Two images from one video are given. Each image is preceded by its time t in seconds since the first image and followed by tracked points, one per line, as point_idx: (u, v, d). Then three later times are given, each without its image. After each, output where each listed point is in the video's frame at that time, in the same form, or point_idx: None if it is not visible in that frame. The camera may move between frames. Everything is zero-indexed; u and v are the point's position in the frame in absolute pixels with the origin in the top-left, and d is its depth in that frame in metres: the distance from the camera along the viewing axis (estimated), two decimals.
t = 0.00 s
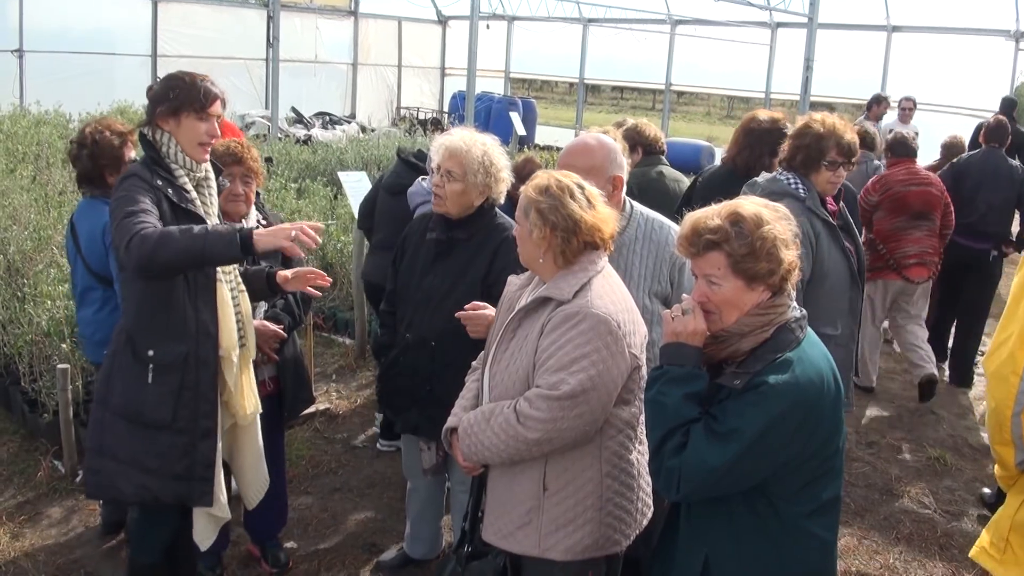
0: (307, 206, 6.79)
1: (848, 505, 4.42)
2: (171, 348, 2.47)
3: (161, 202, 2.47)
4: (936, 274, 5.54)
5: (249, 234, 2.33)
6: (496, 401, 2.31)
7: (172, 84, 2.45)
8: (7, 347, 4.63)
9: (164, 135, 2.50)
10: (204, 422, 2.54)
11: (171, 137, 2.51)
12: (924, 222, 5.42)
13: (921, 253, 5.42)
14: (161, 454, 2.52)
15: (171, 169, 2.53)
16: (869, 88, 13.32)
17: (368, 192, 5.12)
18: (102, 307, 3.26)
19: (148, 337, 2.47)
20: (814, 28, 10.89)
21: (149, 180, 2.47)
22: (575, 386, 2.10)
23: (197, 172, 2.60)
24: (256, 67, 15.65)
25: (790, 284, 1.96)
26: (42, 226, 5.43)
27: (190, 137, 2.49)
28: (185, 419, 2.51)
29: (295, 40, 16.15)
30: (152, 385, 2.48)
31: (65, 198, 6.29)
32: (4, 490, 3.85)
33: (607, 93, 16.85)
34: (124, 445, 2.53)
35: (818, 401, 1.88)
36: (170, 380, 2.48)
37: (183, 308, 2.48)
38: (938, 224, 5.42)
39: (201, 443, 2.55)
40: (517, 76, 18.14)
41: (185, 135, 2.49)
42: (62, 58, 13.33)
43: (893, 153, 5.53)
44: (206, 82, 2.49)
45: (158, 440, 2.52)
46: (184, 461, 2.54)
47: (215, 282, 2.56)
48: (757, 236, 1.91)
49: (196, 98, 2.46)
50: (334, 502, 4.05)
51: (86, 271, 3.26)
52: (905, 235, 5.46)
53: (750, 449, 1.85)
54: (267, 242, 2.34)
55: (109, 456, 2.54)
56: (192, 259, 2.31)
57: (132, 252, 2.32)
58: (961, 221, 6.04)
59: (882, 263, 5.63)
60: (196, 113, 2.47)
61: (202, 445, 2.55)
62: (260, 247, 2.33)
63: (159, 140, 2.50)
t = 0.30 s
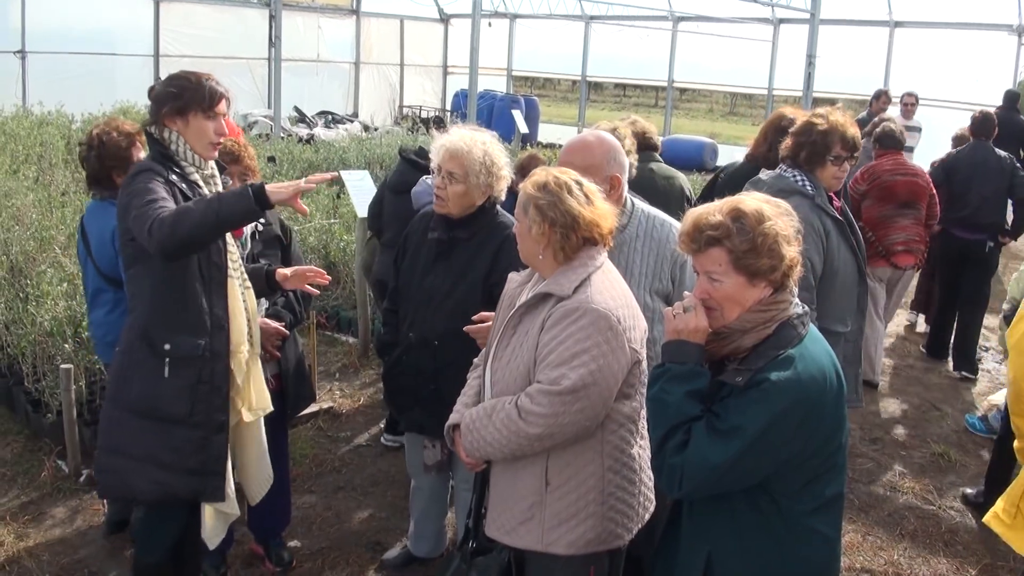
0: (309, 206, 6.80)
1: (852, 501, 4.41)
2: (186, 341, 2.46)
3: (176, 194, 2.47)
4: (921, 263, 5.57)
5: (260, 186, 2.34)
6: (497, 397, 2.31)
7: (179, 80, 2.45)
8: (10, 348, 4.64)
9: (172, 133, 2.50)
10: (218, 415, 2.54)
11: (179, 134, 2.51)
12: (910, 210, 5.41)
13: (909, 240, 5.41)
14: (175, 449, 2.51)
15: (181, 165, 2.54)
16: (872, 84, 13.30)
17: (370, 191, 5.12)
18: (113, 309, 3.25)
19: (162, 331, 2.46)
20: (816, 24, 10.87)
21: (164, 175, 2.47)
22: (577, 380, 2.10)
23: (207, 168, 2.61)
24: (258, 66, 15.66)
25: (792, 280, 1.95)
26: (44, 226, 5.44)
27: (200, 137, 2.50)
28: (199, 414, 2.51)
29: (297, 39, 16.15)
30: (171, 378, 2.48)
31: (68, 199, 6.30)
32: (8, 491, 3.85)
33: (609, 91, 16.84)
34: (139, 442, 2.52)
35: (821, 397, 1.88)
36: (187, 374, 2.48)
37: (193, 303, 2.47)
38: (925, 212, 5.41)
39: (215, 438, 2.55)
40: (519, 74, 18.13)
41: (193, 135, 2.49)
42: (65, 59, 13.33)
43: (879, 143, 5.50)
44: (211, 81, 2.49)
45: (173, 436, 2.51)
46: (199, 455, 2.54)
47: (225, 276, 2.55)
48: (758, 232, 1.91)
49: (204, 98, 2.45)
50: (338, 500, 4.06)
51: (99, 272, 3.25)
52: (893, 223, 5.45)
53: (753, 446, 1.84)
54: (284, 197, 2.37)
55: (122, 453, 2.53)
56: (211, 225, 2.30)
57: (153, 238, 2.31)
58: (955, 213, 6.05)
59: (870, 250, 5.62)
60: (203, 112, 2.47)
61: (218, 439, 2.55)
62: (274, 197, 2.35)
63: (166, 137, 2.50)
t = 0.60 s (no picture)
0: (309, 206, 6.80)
1: (854, 497, 4.41)
2: (196, 342, 2.45)
3: (180, 196, 2.46)
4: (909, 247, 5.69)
5: (265, 190, 2.33)
6: (498, 393, 2.30)
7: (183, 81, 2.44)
8: (12, 349, 4.64)
9: (175, 134, 2.50)
10: (230, 413, 2.54)
11: (182, 135, 2.50)
12: (903, 199, 5.50)
13: (902, 229, 5.54)
14: (186, 448, 2.51)
15: (184, 165, 2.53)
16: (872, 80, 13.29)
17: (370, 190, 5.11)
18: (119, 310, 3.24)
19: (171, 332, 2.45)
20: (816, 20, 10.86)
21: (168, 177, 2.47)
22: (579, 373, 2.10)
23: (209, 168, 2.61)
24: (258, 66, 15.66)
25: (791, 276, 1.95)
26: (45, 227, 5.44)
27: (202, 135, 2.50)
28: (212, 412, 2.51)
29: (297, 38, 16.15)
30: (184, 378, 2.46)
31: (69, 200, 6.31)
32: (10, 492, 3.85)
33: (609, 88, 16.82)
34: (153, 442, 2.49)
35: (823, 391, 1.88)
36: (200, 372, 2.48)
37: (197, 300, 2.47)
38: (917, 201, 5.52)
39: (228, 435, 2.55)
40: (519, 72, 18.13)
41: (196, 133, 2.49)
42: (65, 59, 13.35)
43: (880, 130, 5.47)
44: (211, 82, 2.49)
45: (186, 435, 2.50)
46: (212, 454, 2.54)
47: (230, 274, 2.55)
48: (757, 229, 1.90)
49: (205, 99, 2.46)
50: (340, 500, 4.06)
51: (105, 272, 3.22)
52: (887, 210, 5.54)
53: (756, 441, 1.84)
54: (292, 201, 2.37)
55: (135, 454, 2.51)
56: (220, 227, 2.30)
57: (159, 243, 2.30)
58: (950, 204, 6.07)
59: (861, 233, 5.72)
60: (206, 111, 2.47)
61: (231, 437, 2.56)
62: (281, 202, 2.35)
63: (170, 139, 2.50)
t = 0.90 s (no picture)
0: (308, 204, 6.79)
1: (853, 494, 4.41)
2: (200, 342, 2.46)
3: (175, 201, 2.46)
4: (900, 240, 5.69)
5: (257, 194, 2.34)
6: (502, 388, 2.30)
7: (177, 91, 2.43)
8: (11, 348, 4.64)
9: (170, 136, 2.48)
10: (237, 410, 2.54)
11: (176, 136, 2.49)
12: (893, 191, 5.51)
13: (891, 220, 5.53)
14: (195, 447, 2.50)
15: (177, 166, 2.51)
16: (871, 77, 13.28)
17: (369, 188, 5.10)
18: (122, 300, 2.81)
19: (176, 335, 2.45)
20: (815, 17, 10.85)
21: (163, 180, 2.45)
22: (583, 364, 2.11)
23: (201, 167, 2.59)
24: (257, 64, 15.66)
25: (788, 273, 1.95)
26: (44, 227, 5.44)
27: (199, 135, 2.51)
28: (219, 411, 2.51)
29: (296, 37, 16.14)
30: (189, 380, 2.46)
31: (68, 200, 6.30)
32: (9, 491, 3.85)
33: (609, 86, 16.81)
34: (161, 443, 2.48)
35: (823, 383, 1.88)
36: (205, 373, 2.47)
37: (199, 297, 2.46)
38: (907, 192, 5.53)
39: (235, 432, 2.55)
40: (518, 70, 18.12)
41: (193, 133, 2.50)
42: (64, 59, 13.35)
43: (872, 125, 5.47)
44: (197, 83, 2.47)
45: (195, 434, 2.50)
46: (220, 451, 2.53)
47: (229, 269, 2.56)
48: (753, 225, 1.91)
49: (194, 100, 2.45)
50: (339, 498, 4.06)
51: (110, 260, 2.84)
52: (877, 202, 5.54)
53: (757, 436, 1.84)
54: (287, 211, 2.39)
55: (144, 457, 2.48)
56: (213, 231, 2.28)
57: (149, 249, 2.30)
58: (948, 201, 6.06)
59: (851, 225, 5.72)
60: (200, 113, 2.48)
61: (237, 433, 2.55)
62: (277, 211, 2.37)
63: (163, 140, 2.47)
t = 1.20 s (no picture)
0: (309, 202, 6.80)
1: (854, 491, 4.42)
2: (196, 347, 2.44)
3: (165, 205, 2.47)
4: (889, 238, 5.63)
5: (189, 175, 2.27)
6: (502, 387, 2.31)
7: (176, 91, 2.41)
8: (12, 346, 4.64)
9: (166, 137, 2.47)
10: (237, 412, 2.53)
11: (170, 137, 2.48)
12: (872, 188, 5.48)
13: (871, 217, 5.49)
14: (198, 449, 2.51)
15: (170, 168, 2.51)
16: (872, 74, 13.27)
17: (369, 186, 5.10)
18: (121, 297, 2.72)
19: (172, 339, 2.43)
20: (816, 15, 10.84)
21: (152, 186, 2.44)
22: (580, 368, 2.10)
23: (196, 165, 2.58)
24: (258, 63, 15.65)
25: (786, 270, 1.95)
26: (44, 225, 5.44)
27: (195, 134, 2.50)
28: (217, 414, 2.50)
29: (296, 34, 16.14)
30: (184, 385, 2.45)
31: (69, 198, 6.30)
32: (10, 489, 3.85)
33: (609, 83, 16.80)
34: (159, 446, 2.48)
35: (821, 383, 1.88)
36: (202, 377, 2.47)
37: (197, 302, 2.44)
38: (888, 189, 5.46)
39: (236, 433, 2.55)
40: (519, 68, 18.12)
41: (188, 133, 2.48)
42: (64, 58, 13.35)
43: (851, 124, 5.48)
44: (192, 82, 2.45)
45: (194, 437, 2.50)
46: (222, 452, 2.54)
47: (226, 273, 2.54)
48: (752, 223, 1.91)
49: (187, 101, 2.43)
50: (340, 495, 4.06)
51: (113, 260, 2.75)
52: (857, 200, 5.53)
53: (752, 434, 1.84)
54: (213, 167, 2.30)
55: (147, 458, 2.49)
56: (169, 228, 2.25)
57: (124, 270, 2.28)
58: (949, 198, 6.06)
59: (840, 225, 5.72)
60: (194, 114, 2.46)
61: (239, 434, 2.55)
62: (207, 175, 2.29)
63: (159, 141, 2.46)
